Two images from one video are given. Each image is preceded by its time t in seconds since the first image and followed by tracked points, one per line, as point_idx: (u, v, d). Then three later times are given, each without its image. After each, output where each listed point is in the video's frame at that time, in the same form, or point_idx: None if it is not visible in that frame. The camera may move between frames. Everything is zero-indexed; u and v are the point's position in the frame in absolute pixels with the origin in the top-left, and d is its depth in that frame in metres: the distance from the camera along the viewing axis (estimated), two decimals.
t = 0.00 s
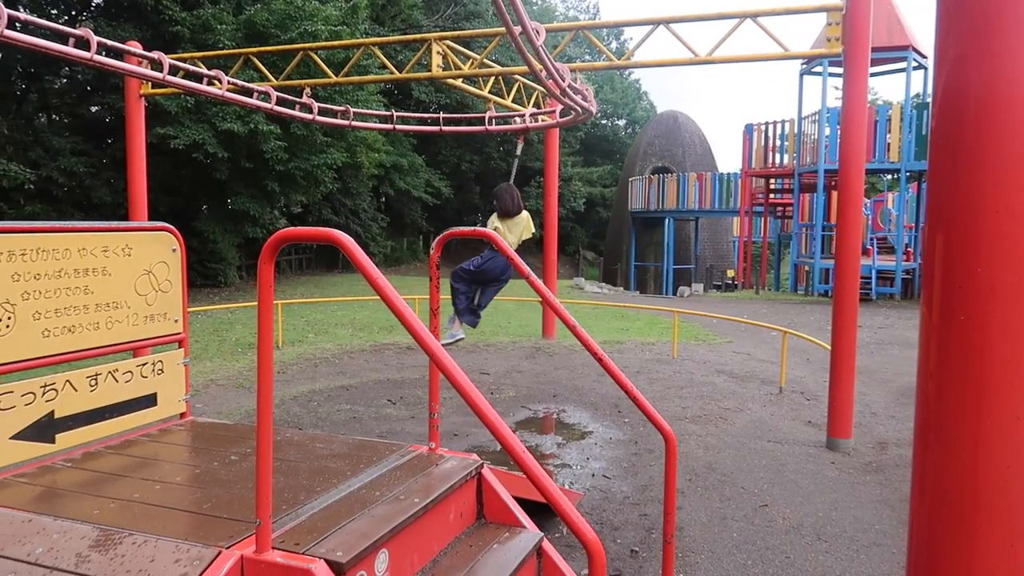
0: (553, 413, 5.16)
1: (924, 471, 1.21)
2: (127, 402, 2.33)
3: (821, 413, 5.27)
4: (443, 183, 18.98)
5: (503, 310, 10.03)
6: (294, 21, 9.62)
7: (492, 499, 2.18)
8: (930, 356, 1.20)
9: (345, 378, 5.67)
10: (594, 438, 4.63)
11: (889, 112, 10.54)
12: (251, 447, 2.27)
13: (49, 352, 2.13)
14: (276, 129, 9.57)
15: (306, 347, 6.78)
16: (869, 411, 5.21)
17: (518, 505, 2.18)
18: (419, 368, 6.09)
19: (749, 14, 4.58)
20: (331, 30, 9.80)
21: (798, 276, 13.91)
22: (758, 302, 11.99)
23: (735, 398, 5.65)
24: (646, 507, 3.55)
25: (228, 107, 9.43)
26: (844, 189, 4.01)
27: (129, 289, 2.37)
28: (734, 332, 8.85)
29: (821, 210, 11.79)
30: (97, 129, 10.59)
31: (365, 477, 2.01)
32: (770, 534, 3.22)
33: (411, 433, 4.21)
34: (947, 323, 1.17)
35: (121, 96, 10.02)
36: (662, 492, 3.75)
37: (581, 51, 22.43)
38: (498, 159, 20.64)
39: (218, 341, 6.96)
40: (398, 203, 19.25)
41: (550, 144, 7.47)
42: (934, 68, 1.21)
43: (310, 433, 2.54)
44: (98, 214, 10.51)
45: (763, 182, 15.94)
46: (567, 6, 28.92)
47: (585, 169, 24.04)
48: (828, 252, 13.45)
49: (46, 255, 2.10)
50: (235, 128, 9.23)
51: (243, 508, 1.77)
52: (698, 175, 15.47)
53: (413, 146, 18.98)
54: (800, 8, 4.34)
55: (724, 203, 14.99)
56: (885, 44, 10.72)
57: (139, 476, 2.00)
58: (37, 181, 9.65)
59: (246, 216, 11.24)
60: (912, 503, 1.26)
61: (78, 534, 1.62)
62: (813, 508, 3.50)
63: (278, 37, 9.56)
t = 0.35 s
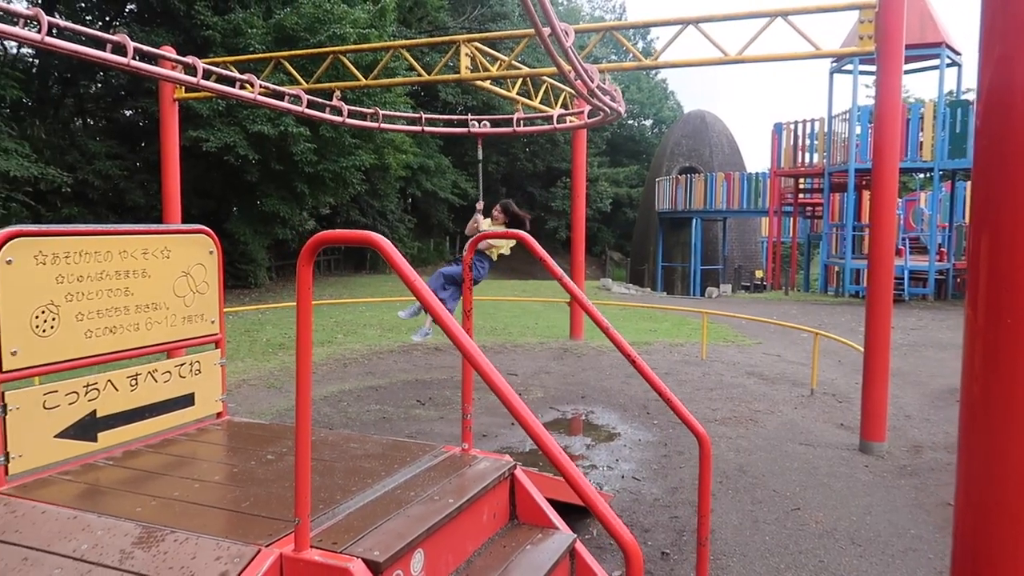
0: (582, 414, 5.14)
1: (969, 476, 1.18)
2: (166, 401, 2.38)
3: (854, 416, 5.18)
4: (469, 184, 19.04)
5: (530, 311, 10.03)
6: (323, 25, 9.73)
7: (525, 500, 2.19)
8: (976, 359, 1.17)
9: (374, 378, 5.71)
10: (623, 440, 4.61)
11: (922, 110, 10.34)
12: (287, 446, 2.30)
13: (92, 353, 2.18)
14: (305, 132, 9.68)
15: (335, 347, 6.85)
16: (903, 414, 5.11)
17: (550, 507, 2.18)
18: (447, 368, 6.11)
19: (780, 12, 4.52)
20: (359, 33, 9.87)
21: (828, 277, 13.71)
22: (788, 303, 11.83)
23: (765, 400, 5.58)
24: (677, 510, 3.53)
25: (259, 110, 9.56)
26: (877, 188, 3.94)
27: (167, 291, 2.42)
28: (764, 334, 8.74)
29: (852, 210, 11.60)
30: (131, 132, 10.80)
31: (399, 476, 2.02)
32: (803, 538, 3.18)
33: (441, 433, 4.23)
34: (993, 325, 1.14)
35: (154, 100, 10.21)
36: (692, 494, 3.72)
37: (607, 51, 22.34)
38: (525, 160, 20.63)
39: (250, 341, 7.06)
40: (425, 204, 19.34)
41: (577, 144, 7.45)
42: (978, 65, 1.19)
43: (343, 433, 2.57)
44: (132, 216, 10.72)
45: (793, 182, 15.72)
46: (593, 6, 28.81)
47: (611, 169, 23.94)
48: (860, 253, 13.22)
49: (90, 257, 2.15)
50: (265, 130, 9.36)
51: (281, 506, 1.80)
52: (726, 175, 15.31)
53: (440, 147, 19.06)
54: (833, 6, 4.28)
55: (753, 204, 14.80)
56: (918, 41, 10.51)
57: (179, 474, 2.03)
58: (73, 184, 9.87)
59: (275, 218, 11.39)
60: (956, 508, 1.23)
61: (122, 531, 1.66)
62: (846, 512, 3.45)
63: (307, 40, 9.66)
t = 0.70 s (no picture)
0: (616, 418, 5.11)
1: None
2: (210, 401, 2.42)
3: (893, 422, 5.07)
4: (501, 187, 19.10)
5: (562, 313, 10.01)
6: (359, 29, 9.82)
7: (564, 503, 2.19)
8: None
9: (408, 380, 5.75)
10: (658, 443, 4.57)
11: (962, 111, 10.08)
12: (328, 446, 2.33)
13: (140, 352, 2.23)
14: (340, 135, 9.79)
15: (370, 349, 6.91)
16: (945, 420, 4.98)
17: (590, 510, 2.18)
18: (480, 370, 6.13)
19: (818, 12, 4.45)
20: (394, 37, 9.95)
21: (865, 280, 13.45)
22: (823, 306, 11.62)
23: (802, 405, 5.48)
24: (713, 515, 3.48)
25: (295, 114, 9.71)
26: (918, 191, 3.85)
27: (212, 293, 2.47)
28: (799, 338, 8.60)
29: (890, 212, 11.37)
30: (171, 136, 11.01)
31: (440, 477, 2.04)
32: (843, 545, 3.11)
33: (476, 435, 4.24)
34: None
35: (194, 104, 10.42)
36: (729, 499, 3.68)
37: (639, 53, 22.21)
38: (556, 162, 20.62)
39: (286, 342, 7.17)
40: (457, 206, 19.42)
41: (610, 146, 7.42)
42: None
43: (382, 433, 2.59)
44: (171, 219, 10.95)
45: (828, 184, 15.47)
46: (625, 8, 28.67)
47: (643, 172, 23.80)
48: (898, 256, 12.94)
49: (139, 259, 2.20)
50: (301, 134, 9.49)
51: (324, 505, 1.82)
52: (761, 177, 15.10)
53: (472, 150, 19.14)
54: (874, 5, 4.19)
55: (788, 206, 14.59)
56: (959, 40, 10.26)
57: (223, 473, 2.07)
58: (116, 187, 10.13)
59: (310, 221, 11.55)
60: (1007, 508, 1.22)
61: (170, 527, 1.69)
62: (887, 519, 3.37)
63: (343, 45, 9.77)
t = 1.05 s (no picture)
0: (664, 417, 5.06)
1: None
2: (266, 396, 2.47)
3: (953, 424, 4.89)
4: (545, 185, 19.08)
5: (608, 312, 9.93)
6: (405, 30, 9.89)
7: (616, 501, 2.18)
8: None
9: (455, 377, 5.79)
10: (707, 443, 4.50)
11: None
12: (381, 441, 2.36)
13: (200, 348, 2.29)
14: (387, 134, 9.91)
15: (417, 346, 6.98)
16: (1008, 423, 4.78)
17: (642, 509, 2.16)
18: (526, 368, 6.14)
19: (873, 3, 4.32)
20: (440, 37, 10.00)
21: (920, 278, 13.02)
22: (877, 305, 11.30)
23: (855, 406, 5.34)
24: (765, 516, 3.42)
25: (343, 114, 9.85)
26: (981, 187, 3.71)
27: (269, 290, 2.52)
28: (852, 337, 8.37)
29: (948, 208, 10.98)
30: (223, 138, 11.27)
31: (492, 475, 2.05)
32: (901, 550, 3.02)
33: (523, 433, 4.24)
34: None
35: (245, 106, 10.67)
36: (781, 501, 3.60)
37: (684, 48, 21.94)
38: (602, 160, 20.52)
39: (335, 339, 7.29)
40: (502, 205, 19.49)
41: (657, 142, 7.34)
42: None
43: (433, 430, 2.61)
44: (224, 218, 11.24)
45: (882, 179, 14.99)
46: (671, 4, 28.32)
47: (689, 169, 23.48)
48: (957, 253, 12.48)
49: (199, 257, 2.25)
50: (349, 133, 9.63)
51: (379, 499, 1.84)
52: (811, 173, 14.72)
53: (516, 149, 19.16)
54: None
55: (839, 202, 14.23)
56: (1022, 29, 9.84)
57: (280, 467, 2.11)
58: (171, 188, 10.43)
59: (357, 219, 11.72)
60: None
61: (231, 519, 1.72)
62: (946, 525, 3.26)
63: (389, 45, 9.88)
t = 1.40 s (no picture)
0: (708, 416, 4.99)
1: None
2: (314, 390, 2.51)
3: (1011, 426, 4.72)
4: (587, 182, 19.00)
5: (651, 309, 9.83)
6: (448, 28, 10.00)
7: (662, 500, 2.15)
8: None
9: (497, 374, 5.80)
10: (753, 443, 4.42)
11: None
12: (426, 436, 2.38)
13: (252, 342, 2.34)
14: (429, 132, 9.97)
15: (459, 343, 7.02)
16: None
17: (689, 508, 2.14)
18: (568, 365, 6.12)
19: None
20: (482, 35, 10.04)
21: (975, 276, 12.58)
22: (929, 304, 10.96)
23: (907, 407, 5.18)
24: (814, 517, 3.34)
25: (386, 113, 9.94)
26: None
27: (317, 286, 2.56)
28: (903, 336, 8.14)
29: (1005, 204, 10.58)
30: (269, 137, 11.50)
31: (538, 471, 2.05)
32: (956, 555, 2.92)
33: (566, 430, 4.23)
34: None
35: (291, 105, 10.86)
36: (830, 502, 3.52)
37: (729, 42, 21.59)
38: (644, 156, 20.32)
39: (379, 335, 7.38)
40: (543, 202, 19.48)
41: (701, 138, 7.23)
42: None
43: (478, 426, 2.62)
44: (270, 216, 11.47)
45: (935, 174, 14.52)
46: None
47: (733, 165, 23.11)
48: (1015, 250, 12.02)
49: (250, 253, 2.30)
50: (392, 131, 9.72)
51: (425, 493, 1.85)
52: (860, 168, 14.33)
53: (558, 145, 19.12)
54: None
55: (889, 198, 13.84)
56: None
57: (328, 460, 2.14)
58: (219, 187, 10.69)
59: (400, 217, 11.83)
60: None
61: (281, 510, 1.76)
62: (1005, 530, 3.14)
63: (432, 44, 9.95)
